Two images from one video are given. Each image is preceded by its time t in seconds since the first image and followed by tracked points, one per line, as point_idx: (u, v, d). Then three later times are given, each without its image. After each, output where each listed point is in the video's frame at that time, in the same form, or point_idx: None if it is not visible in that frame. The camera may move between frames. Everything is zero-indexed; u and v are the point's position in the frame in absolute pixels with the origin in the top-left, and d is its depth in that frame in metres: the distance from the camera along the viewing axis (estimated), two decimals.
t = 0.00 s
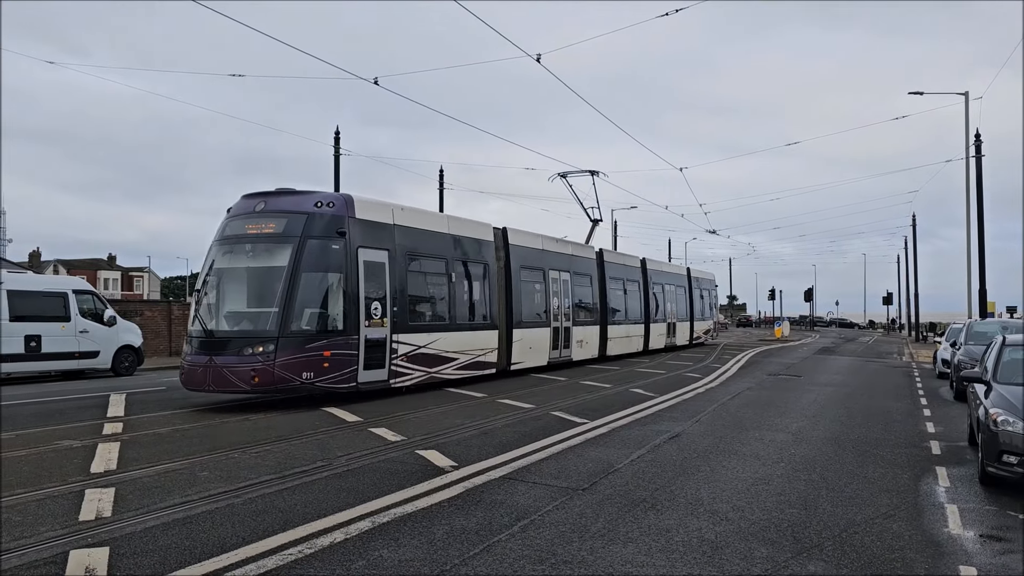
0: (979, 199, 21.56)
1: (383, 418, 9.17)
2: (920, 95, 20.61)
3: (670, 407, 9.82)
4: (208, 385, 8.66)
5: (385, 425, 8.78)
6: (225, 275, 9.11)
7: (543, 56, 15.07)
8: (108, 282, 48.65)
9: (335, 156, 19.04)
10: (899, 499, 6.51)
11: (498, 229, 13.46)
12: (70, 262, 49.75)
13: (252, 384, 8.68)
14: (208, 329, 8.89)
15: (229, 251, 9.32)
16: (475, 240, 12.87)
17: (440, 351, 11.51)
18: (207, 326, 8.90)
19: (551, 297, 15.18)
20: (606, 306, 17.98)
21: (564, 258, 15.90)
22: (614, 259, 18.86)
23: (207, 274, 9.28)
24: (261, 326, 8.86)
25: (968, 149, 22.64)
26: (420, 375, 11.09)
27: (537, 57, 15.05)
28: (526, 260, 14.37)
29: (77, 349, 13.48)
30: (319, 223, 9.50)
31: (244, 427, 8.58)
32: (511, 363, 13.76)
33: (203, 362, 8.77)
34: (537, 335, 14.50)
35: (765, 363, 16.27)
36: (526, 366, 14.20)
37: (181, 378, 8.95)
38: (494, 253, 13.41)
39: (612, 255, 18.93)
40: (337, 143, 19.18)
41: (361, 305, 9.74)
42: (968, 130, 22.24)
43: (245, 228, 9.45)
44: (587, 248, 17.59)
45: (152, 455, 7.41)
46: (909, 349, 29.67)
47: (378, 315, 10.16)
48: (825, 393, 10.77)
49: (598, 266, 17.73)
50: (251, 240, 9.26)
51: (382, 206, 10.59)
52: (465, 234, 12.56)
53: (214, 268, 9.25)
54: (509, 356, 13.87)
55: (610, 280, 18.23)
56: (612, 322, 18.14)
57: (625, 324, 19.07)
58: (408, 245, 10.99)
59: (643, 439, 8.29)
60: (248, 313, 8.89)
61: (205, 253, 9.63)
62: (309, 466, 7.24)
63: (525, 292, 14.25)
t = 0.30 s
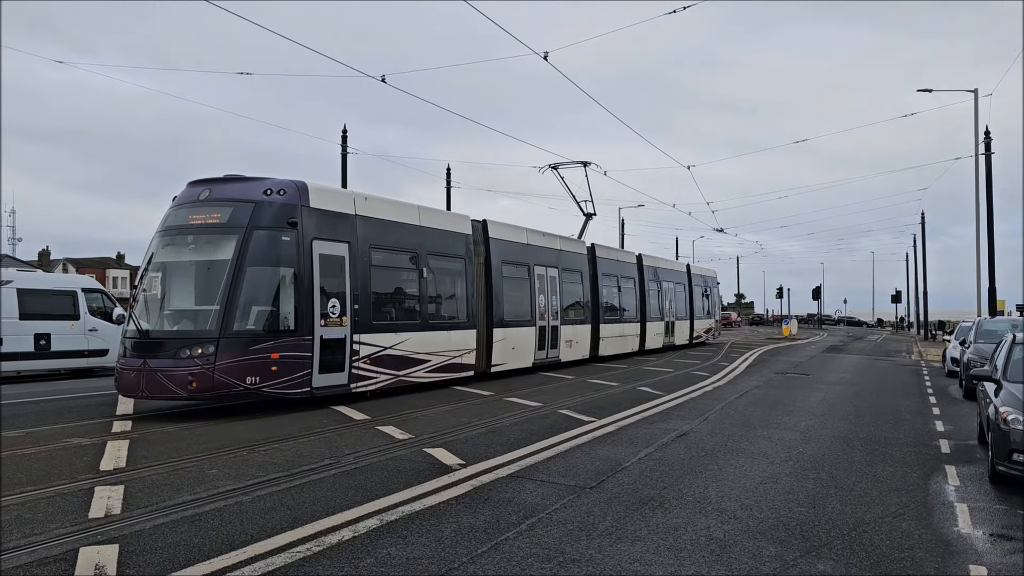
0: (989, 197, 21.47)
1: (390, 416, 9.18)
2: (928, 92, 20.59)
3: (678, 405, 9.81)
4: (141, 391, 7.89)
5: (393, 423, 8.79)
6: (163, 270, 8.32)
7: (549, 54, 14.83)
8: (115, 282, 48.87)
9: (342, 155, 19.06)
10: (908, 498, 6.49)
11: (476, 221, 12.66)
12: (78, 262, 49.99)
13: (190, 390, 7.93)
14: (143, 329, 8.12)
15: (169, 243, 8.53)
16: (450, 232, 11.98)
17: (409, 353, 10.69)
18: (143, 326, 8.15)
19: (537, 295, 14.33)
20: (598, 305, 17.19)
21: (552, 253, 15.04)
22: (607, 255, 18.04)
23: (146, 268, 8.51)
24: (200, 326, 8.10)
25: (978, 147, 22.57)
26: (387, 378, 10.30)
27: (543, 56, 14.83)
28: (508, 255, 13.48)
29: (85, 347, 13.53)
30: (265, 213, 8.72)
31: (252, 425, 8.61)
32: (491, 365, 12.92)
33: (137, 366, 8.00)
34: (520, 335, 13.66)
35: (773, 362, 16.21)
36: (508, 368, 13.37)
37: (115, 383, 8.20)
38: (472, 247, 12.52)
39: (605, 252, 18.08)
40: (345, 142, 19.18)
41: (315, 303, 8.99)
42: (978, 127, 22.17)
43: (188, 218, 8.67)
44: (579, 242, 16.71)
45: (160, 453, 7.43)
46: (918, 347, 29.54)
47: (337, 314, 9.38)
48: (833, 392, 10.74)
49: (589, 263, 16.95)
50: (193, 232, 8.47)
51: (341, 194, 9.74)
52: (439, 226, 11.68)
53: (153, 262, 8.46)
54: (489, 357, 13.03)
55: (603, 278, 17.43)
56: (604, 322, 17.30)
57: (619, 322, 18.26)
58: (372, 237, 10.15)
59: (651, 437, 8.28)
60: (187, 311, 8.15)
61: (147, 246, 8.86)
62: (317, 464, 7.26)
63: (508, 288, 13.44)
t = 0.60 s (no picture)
0: (999, 195, 21.36)
1: (398, 415, 9.19)
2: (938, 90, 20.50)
3: (685, 404, 9.78)
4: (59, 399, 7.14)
5: (401, 422, 8.80)
6: (86, 265, 7.54)
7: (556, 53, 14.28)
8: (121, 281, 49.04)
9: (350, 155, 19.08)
10: (918, 497, 6.46)
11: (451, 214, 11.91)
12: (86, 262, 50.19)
13: (111, 398, 7.14)
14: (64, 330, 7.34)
15: (96, 235, 7.75)
16: (423, 225, 11.10)
17: (372, 355, 9.88)
18: (64, 327, 7.37)
19: (523, 291, 13.57)
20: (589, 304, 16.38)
21: (538, 248, 14.25)
22: (599, 251, 17.18)
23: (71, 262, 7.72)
24: (126, 326, 7.31)
25: (988, 145, 22.47)
26: (348, 382, 9.48)
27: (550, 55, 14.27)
28: (488, 250, 12.68)
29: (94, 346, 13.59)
30: (201, 201, 7.93)
31: (261, 423, 8.63)
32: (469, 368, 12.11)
33: (56, 371, 7.24)
34: (502, 335, 12.86)
35: (780, 361, 16.20)
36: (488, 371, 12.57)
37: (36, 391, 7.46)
38: (447, 241, 11.67)
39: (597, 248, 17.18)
40: (352, 141, 19.17)
41: (259, 301, 8.17)
42: (987, 125, 22.06)
43: (118, 208, 7.89)
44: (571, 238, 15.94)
45: (169, 452, 7.46)
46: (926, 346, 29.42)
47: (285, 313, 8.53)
48: (841, 391, 10.70)
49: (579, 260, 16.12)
50: (121, 223, 7.70)
51: (292, 181, 8.92)
52: (408, 218, 10.79)
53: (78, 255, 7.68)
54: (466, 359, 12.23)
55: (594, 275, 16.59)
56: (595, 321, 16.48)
57: (613, 322, 17.46)
58: (329, 228, 9.28)
59: (659, 436, 8.26)
60: (112, 310, 7.36)
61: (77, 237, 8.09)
62: (326, 463, 7.28)
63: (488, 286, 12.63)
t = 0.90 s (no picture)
0: (1007, 194, 21.28)
1: (405, 414, 9.21)
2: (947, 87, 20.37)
3: (693, 404, 9.76)
4: None
5: (408, 421, 8.81)
6: None
7: (561, 51, 14.28)
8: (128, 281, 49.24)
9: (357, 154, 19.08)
10: (927, 497, 6.43)
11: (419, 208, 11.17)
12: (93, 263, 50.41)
13: (11, 409, 6.30)
14: None
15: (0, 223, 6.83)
16: (387, 219, 10.31)
17: (330, 360, 9.13)
18: None
19: (500, 289, 12.86)
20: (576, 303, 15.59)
21: (519, 243, 13.57)
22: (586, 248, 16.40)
23: None
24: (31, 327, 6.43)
25: (997, 143, 22.37)
26: (299, 389, 8.74)
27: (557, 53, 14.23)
28: (462, 245, 11.96)
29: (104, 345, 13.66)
30: (122, 187, 7.08)
31: (268, 423, 8.65)
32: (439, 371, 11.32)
33: None
34: (479, 337, 12.11)
35: (787, 360, 16.18)
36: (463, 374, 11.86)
37: None
38: (415, 235, 10.91)
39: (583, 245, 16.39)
40: (359, 140, 19.13)
41: (190, 299, 7.34)
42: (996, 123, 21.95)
43: (30, 194, 6.98)
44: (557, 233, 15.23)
45: (177, 451, 7.48)
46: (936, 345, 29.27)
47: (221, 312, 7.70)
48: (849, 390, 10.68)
49: (563, 258, 15.34)
50: (29, 211, 6.80)
51: (234, 167, 8.14)
52: (369, 210, 9.99)
53: None
54: (438, 361, 11.53)
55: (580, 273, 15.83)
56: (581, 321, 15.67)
57: (602, 322, 16.65)
58: (277, 220, 8.50)
59: (665, 435, 8.25)
60: (19, 309, 6.48)
61: None
62: (334, 461, 7.29)
63: (461, 283, 11.84)
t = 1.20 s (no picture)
0: (1014, 193, 21.17)
1: (410, 414, 9.22)
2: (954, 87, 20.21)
3: (699, 404, 9.73)
4: None
5: (414, 421, 8.82)
6: None
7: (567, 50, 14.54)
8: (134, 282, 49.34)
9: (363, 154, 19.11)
10: (934, 497, 6.41)
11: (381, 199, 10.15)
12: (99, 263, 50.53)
13: None
14: None
15: None
16: (343, 209, 9.31)
17: (274, 365, 8.14)
18: None
19: (477, 286, 11.75)
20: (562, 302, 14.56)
21: (499, 238, 12.50)
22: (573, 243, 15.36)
23: None
24: None
25: (1004, 142, 22.27)
26: (236, 399, 7.76)
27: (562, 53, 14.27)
28: (431, 239, 10.83)
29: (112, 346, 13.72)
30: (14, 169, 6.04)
31: (275, 423, 8.67)
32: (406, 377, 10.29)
33: None
34: (451, 338, 11.04)
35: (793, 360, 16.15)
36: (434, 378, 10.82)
37: None
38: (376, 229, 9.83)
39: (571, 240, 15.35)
40: (365, 140, 19.12)
41: (97, 299, 6.36)
42: (1004, 122, 21.84)
43: None
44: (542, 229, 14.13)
45: (183, 451, 7.50)
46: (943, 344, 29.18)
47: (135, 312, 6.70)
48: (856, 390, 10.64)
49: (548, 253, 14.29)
50: None
51: (156, 149, 7.14)
52: (322, 199, 8.99)
53: None
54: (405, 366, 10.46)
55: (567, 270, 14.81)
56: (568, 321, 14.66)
57: (592, 322, 15.64)
58: (208, 211, 7.49)
59: (671, 435, 8.24)
60: None
61: None
62: (340, 461, 7.30)
63: (430, 281, 10.75)
